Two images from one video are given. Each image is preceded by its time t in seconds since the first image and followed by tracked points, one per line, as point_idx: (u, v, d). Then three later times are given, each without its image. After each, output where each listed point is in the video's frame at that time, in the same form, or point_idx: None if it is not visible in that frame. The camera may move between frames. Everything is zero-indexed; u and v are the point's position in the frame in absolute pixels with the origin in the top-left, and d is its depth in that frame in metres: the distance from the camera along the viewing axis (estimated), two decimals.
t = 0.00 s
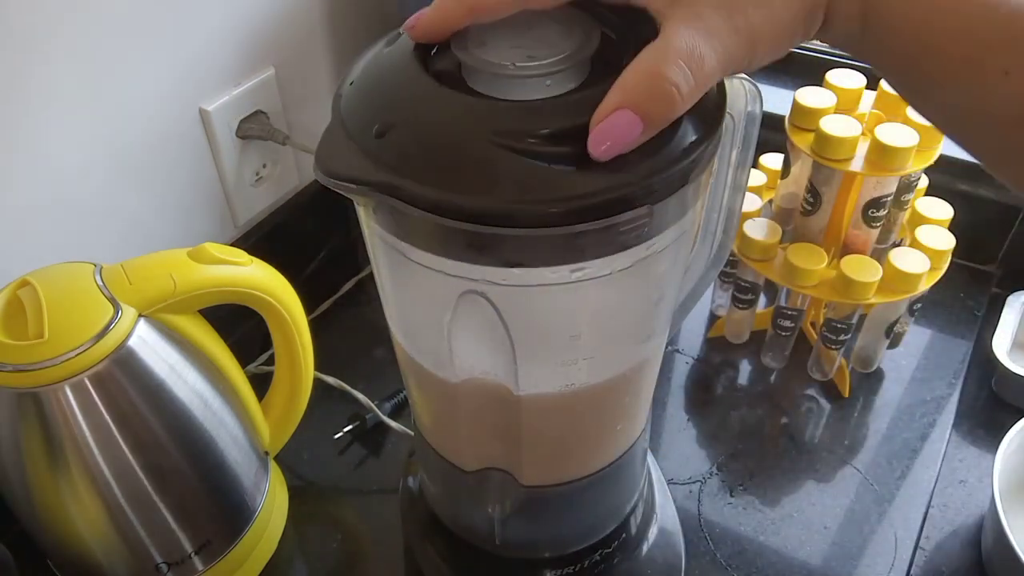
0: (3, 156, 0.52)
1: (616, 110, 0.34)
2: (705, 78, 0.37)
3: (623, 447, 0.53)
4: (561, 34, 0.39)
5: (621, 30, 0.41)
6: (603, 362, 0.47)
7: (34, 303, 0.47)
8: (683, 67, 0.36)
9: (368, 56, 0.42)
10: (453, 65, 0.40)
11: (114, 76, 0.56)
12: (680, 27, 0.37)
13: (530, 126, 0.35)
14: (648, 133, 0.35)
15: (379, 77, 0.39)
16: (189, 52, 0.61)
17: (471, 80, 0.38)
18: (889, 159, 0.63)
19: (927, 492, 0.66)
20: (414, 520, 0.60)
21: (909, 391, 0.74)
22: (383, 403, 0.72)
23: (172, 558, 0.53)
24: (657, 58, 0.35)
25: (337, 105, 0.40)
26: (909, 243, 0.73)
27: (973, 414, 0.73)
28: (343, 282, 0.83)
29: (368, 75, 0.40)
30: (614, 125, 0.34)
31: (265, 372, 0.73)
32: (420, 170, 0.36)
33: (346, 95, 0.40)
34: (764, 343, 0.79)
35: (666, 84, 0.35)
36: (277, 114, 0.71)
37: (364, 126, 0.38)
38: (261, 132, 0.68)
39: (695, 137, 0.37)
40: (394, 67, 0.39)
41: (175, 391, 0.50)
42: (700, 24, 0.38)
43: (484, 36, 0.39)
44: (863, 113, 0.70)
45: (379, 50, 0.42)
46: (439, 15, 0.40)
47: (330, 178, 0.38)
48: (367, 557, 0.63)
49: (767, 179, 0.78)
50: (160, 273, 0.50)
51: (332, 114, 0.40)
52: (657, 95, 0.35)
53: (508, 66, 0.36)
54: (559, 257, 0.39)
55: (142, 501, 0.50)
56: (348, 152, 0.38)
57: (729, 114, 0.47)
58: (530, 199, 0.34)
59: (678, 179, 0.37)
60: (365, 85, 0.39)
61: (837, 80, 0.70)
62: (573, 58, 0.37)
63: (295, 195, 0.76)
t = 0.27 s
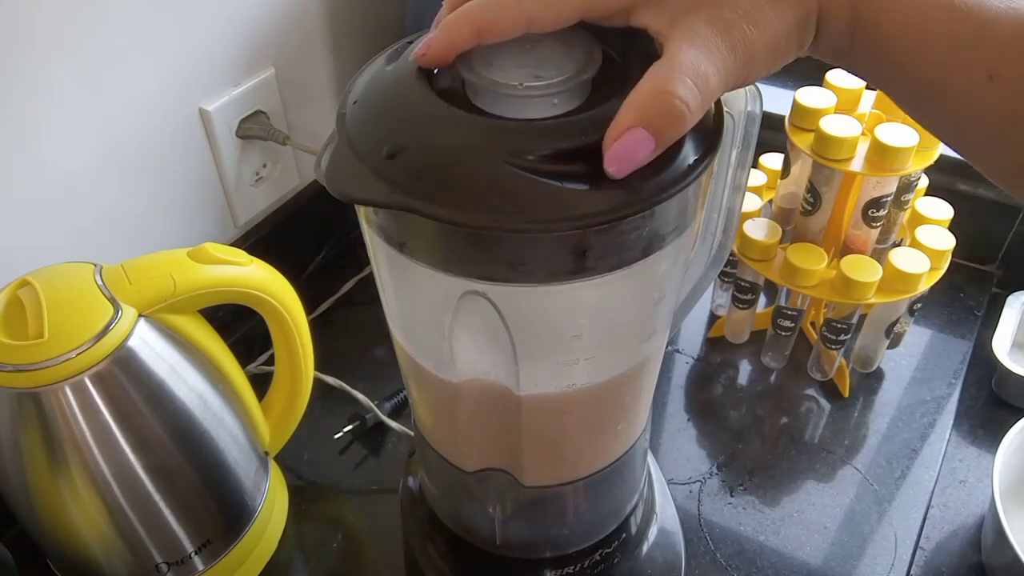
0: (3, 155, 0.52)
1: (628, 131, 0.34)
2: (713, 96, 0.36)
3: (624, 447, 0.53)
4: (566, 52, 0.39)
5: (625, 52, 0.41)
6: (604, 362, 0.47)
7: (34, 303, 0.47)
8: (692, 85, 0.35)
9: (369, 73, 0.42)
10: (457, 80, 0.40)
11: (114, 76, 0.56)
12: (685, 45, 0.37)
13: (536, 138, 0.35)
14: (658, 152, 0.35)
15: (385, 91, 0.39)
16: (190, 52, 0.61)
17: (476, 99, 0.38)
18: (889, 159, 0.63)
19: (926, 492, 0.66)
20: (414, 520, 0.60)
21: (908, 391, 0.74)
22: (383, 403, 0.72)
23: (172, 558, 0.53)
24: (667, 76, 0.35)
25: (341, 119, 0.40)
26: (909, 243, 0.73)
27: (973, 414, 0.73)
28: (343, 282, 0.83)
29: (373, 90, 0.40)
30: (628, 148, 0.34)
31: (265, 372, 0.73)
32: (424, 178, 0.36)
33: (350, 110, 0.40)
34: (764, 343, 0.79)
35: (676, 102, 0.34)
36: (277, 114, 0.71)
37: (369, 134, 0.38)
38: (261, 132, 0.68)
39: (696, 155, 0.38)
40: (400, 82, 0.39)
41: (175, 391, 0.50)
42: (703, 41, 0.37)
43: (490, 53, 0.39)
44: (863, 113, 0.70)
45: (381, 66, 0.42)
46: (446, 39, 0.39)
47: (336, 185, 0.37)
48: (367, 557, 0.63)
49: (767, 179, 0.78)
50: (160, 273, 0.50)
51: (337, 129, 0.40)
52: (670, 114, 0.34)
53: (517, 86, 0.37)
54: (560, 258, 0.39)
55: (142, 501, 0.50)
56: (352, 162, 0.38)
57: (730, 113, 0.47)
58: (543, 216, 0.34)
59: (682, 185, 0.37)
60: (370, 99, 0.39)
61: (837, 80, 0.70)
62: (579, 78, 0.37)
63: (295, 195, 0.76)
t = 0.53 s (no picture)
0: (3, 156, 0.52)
1: (602, 139, 0.34)
2: (698, 114, 0.35)
3: (624, 446, 0.53)
4: (566, 52, 0.39)
5: (623, 50, 0.41)
6: (603, 361, 0.47)
7: (34, 303, 0.47)
8: (675, 101, 0.34)
9: (372, 67, 0.42)
10: (455, 78, 0.40)
11: (114, 76, 0.56)
12: (676, 58, 0.36)
13: (534, 139, 0.35)
14: (631, 165, 0.34)
15: (386, 86, 0.39)
16: (190, 52, 0.61)
17: (472, 96, 0.38)
18: (889, 160, 0.63)
19: (927, 492, 0.66)
20: (413, 520, 0.60)
21: (908, 391, 0.74)
22: (383, 403, 0.72)
23: (172, 558, 0.53)
24: (650, 88, 0.34)
25: (342, 114, 0.40)
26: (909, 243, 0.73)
27: (972, 414, 0.73)
28: (343, 282, 0.83)
29: (374, 85, 0.40)
30: (597, 155, 0.34)
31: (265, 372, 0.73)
32: (423, 177, 0.36)
33: (352, 104, 0.40)
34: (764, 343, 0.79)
35: (655, 116, 0.34)
36: (277, 114, 0.71)
37: (368, 131, 0.38)
38: (261, 132, 0.68)
39: (689, 157, 0.37)
40: (400, 78, 0.39)
41: (175, 391, 0.50)
42: (698, 56, 0.37)
43: (488, 51, 0.39)
44: (863, 113, 0.70)
45: (384, 60, 0.42)
46: (442, 34, 0.39)
47: (333, 183, 0.37)
48: (367, 557, 0.63)
49: (767, 179, 0.78)
50: (160, 273, 0.50)
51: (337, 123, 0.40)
52: (645, 128, 0.34)
53: (510, 85, 0.36)
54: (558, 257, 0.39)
55: (142, 501, 0.50)
56: (352, 160, 0.38)
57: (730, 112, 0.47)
58: (541, 216, 0.34)
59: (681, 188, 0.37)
60: (371, 94, 0.39)
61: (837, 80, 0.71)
62: (574, 79, 0.37)
63: (295, 195, 0.76)
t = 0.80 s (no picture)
0: (3, 156, 0.52)
1: (596, 142, 0.34)
2: (692, 125, 0.36)
3: (624, 447, 0.53)
4: (567, 52, 0.39)
5: (626, 54, 0.41)
6: (604, 362, 0.47)
7: (34, 303, 0.47)
8: (670, 110, 0.35)
9: (374, 65, 0.42)
10: (456, 77, 0.40)
11: (114, 76, 0.56)
12: (670, 71, 0.37)
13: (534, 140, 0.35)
14: (625, 171, 0.35)
15: (387, 84, 0.39)
16: (190, 52, 0.61)
17: (472, 95, 0.38)
18: (889, 160, 0.63)
19: (927, 492, 0.66)
20: (413, 520, 0.60)
21: (908, 391, 0.74)
22: (383, 403, 0.72)
23: (172, 558, 0.53)
24: (645, 96, 0.34)
25: (343, 111, 0.40)
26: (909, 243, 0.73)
27: (972, 414, 0.73)
28: (344, 282, 0.83)
29: (376, 83, 0.40)
30: (592, 156, 0.34)
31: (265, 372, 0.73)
32: (422, 177, 0.35)
33: (354, 101, 0.40)
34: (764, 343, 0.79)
35: (649, 125, 0.34)
36: (277, 114, 0.71)
37: (368, 129, 0.38)
38: (261, 132, 0.68)
39: (688, 159, 0.37)
40: (402, 77, 0.39)
41: (175, 391, 0.50)
42: (692, 70, 0.37)
43: (489, 51, 0.39)
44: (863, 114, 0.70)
45: (388, 58, 0.42)
46: (446, 27, 0.40)
47: (333, 181, 0.37)
48: (367, 557, 0.63)
49: (767, 180, 0.78)
50: (160, 273, 0.50)
51: (337, 121, 0.40)
52: (640, 134, 0.34)
53: (508, 85, 0.36)
54: (558, 258, 0.39)
55: (142, 501, 0.50)
56: (351, 158, 0.38)
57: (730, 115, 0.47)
58: (543, 216, 0.34)
59: (681, 191, 0.37)
60: (372, 92, 0.39)
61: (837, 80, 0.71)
62: (572, 80, 0.37)
63: (295, 195, 0.76)
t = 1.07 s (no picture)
0: (3, 156, 0.52)
1: (597, 142, 0.34)
2: (693, 125, 0.36)
3: (624, 447, 0.53)
4: (567, 52, 0.39)
5: (626, 54, 0.41)
6: (604, 362, 0.47)
7: (34, 303, 0.47)
8: (669, 111, 0.35)
9: (374, 65, 0.42)
10: (456, 78, 0.40)
11: (114, 76, 0.56)
12: (670, 71, 0.37)
13: (534, 141, 0.35)
14: (626, 171, 0.35)
15: (387, 85, 0.39)
16: (190, 52, 0.61)
17: (472, 95, 0.38)
18: (889, 160, 0.63)
19: (927, 492, 0.66)
20: (413, 519, 0.60)
21: (908, 391, 0.74)
22: (383, 403, 0.72)
23: (172, 558, 0.53)
24: (646, 96, 0.34)
25: (342, 111, 0.40)
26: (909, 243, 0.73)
27: (972, 414, 0.73)
28: (344, 282, 0.83)
29: (376, 84, 0.40)
30: (593, 157, 0.34)
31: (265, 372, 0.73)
32: (421, 177, 0.35)
33: (354, 101, 0.40)
34: (764, 343, 0.79)
35: (650, 125, 0.34)
36: (277, 114, 0.71)
37: (368, 129, 0.38)
38: (261, 132, 0.68)
39: (689, 160, 0.37)
40: (401, 77, 0.39)
41: (175, 391, 0.50)
42: (692, 70, 0.37)
43: (489, 51, 0.39)
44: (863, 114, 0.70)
45: (388, 58, 0.42)
46: (447, 28, 0.40)
47: (333, 182, 0.37)
48: (367, 557, 0.63)
49: (767, 179, 0.78)
50: (160, 273, 0.50)
51: (337, 120, 0.40)
52: (641, 134, 0.34)
53: (508, 85, 0.36)
54: (559, 258, 0.39)
55: (142, 501, 0.50)
56: (351, 159, 0.37)
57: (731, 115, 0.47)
58: (544, 216, 0.34)
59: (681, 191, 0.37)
60: (372, 93, 0.39)
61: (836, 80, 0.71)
62: (572, 80, 0.37)
63: (295, 195, 0.76)
